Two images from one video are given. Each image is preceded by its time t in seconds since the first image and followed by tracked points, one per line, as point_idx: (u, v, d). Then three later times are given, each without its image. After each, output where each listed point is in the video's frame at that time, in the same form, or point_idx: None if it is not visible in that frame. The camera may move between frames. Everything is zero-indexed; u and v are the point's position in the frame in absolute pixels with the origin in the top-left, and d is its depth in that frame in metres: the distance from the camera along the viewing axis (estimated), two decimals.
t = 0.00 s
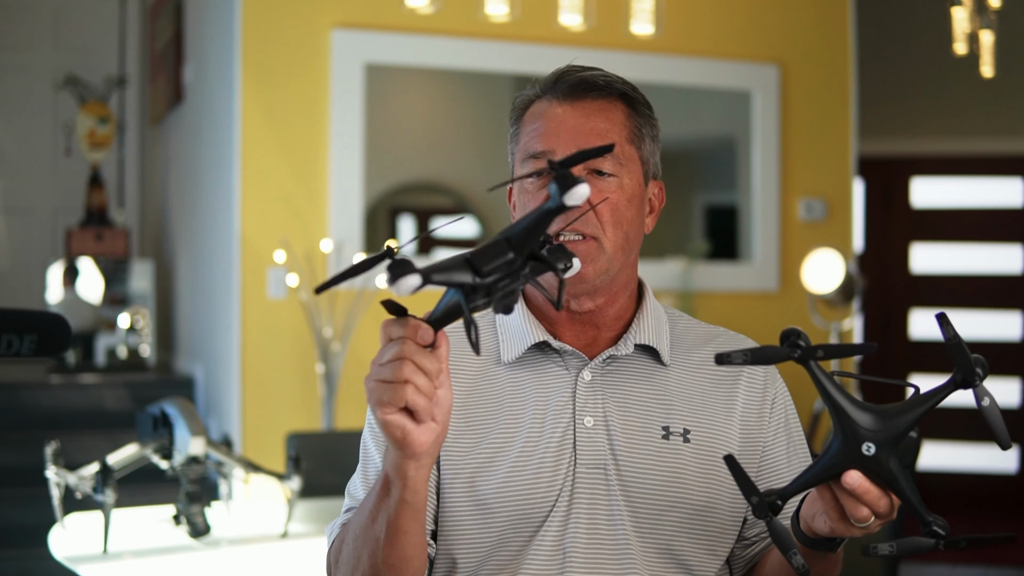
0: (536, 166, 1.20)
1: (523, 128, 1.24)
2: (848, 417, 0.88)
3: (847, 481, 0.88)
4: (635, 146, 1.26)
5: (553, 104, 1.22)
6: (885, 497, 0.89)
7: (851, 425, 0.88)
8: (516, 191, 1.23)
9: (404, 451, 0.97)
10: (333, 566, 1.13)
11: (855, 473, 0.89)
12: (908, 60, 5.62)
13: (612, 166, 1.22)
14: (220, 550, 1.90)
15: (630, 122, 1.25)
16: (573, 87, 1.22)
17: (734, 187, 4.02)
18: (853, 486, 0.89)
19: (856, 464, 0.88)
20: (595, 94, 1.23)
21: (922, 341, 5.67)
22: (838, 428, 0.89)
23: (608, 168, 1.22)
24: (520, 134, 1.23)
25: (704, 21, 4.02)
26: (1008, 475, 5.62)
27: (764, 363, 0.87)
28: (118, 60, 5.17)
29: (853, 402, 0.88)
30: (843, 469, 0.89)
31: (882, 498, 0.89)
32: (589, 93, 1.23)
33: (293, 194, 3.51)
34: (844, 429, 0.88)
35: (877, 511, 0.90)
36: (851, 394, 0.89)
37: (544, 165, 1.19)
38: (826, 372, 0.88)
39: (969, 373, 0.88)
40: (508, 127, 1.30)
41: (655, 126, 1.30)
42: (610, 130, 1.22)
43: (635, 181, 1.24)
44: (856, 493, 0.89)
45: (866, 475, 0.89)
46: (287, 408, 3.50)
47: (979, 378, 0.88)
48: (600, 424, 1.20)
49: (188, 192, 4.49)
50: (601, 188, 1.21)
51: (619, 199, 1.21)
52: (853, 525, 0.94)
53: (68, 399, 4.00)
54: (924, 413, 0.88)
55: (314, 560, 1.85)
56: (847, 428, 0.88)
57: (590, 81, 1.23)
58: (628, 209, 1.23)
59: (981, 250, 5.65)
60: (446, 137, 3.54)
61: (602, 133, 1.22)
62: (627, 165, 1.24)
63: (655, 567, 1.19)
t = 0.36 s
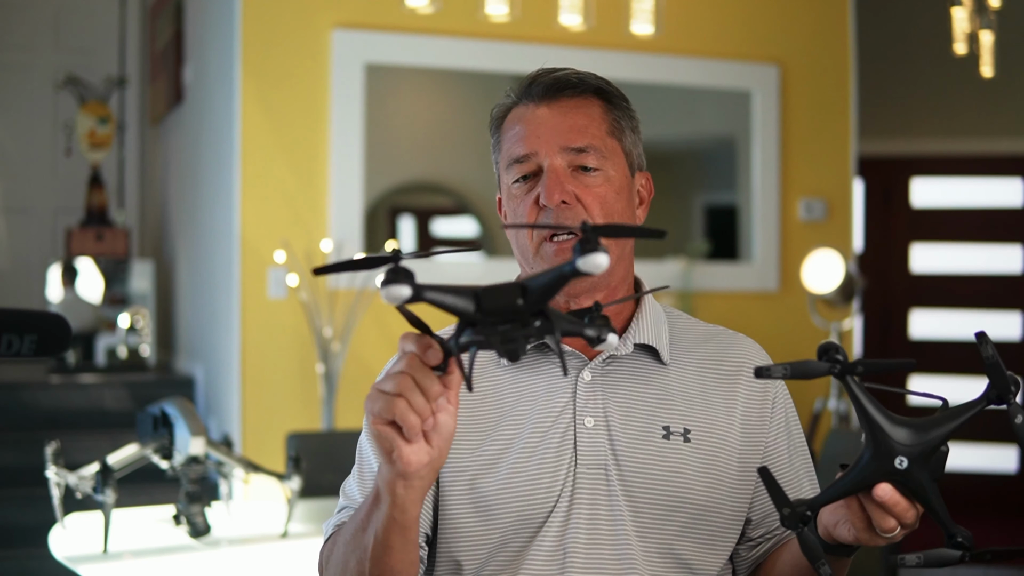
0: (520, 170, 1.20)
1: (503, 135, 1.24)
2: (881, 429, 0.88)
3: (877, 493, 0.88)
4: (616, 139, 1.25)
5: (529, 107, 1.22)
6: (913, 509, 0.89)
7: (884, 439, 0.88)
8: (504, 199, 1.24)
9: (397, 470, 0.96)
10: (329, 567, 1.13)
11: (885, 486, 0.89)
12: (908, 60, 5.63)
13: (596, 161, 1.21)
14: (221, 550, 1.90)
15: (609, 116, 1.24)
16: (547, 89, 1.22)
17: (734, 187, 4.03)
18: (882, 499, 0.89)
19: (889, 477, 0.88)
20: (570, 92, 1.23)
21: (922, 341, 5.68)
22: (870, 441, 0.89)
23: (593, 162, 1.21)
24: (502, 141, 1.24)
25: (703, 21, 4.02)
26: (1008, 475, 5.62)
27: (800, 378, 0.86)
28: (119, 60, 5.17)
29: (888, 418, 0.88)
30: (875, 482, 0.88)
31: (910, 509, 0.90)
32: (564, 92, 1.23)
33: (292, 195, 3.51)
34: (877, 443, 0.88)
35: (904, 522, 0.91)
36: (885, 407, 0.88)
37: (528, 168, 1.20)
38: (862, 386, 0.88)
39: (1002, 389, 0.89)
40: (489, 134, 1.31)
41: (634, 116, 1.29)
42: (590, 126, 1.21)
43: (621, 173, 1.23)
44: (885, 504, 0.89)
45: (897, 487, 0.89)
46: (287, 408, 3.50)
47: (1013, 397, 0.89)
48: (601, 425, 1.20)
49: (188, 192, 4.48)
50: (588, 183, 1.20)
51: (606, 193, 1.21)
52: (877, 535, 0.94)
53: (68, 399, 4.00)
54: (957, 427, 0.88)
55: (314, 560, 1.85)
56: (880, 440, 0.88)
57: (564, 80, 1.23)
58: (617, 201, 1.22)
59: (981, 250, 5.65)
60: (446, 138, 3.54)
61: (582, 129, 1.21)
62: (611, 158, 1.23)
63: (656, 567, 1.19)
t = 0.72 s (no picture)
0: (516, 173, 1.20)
1: (500, 137, 1.23)
2: (871, 429, 0.87)
3: (868, 493, 0.88)
4: (614, 141, 1.25)
5: (526, 108, 1.21)
6: (907, 509, 0.88)
7: (874, 437, 0.87)
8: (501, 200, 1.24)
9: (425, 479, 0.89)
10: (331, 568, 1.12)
11: (877, 485, 0.88)
12: (908, 60, 5.62)
13: (593, 164, 1.21)
14: (221, 549, 1.90)
15: (606, 118, 1.24)
16: (545, 91, 1.22)
17: (734, 187, 4.03)
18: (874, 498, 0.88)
19: (879, 476, 0.88)
20: (569, 95, 1.22)
21: (922, 341, 5.68)
22: (861, 440, 0.88)
23: (589, 166, 1.20)
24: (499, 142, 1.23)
25: (704, 22, 4.02)
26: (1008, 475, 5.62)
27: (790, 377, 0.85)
28: (119, 60, 5.17)
29: (879, 417, 0.88)
30: (866, 481, 0.88)
31: (904, 509, 0.88)
32: (562, 93, 1.22)
33: (293, 195, 3.51)
34: (868, 442, 0.88)
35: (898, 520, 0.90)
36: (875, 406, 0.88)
37: (525, 171, 1.19)
38: (851, 386, 0.88)
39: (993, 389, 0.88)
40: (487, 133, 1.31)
41: (633, 118, 1.29)
42: (587, 128, 1.21)
43: (617, 176, 1.23)
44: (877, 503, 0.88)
45: (889, 486, 0.88)
46: (288, 408, 3.50)
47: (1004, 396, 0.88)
48: (600, 425, 1.20)
49: (188, 193, 4.48)
50: (584, 186, 1.19)
51: (602, 196, 1.20)
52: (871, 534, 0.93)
53: (69, 399, 4.00)
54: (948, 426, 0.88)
55: (314, 560, 1.85)
56: (871, 439, 0.88)
57: (562, 82, 1.23)
58: (613, 205, 1.21)
59: (981, 250, 5.65)
60: (446, 139, 3.54)
61: (580, 132, 1.20)
62: (608, 161, 1.22)
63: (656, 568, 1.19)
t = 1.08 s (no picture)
0: (536, 177, 1.18)
1: (519, 137, 1.21)
2: (871, 437, 0.87)
3: (869, 503, 0.88)
4: (634, 147, 1.23)
5: (548, 111, 1.19)
6: (908, 518, 0.89)
7: (874, 447, 0.87)
8: (516, 202, 1.21)
9: None
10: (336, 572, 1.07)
11: (877, 495, 0.88)
12: (908, 60, 5.62)
13: (613, 172, 1.19)
14: (221, 550, 1.90)
15: (628, 124, 1.21)
16: (567, 94, 1.19)
17: (734, 187, 4.03)
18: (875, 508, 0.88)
19: (879, 486, 0.88)
20: (591, 99, 1.20)
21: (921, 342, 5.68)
22: (861, 449, 0.88)
23: (610, 174, 1.19)
24: (517, 143, 1.21)
25: (704, 22, 4.02)
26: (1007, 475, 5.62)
27: (790, 385, 0.86)
28: (118, 60, 5.17)
29: (878, 425, 0.88)
30: (866, 491, 0.88)
31: (904, 519, 0.89)
32: (585, 98, 1.20)
33: (292, 195, 3.51)
34: (868, 451, 0.88)
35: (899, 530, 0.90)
36: (876, 414, 0.88)
37: (545, 176, 1.18)
38: (850, 393, 0.88)
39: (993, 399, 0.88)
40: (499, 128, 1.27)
41: (651, 124, 1.27)
42: (609, 136, 1.19)
43: (636, 184, 1.21)
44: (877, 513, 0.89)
45: (889, 496, 0.88)
46: (288, 408, 3.50)
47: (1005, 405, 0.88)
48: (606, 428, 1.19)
49: (188, 193, 4.48)
50: (604, 194, 1.18)
51: (623, 206, 1.19)
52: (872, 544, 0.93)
53: (68, 399, 4.00)
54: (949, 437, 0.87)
55: (314, 560, 1.85)
56: (871, 448, 0.88)
57: (584, 86, 1.20)
58: (631, 212, 1.20)
59: (981, 250, 5.66)
60: (447, 139, 3.54)
61: (603, 140, 1.19)
62: (628, 169, 1.20)
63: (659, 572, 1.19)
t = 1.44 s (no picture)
0: (625, 173, 1.04)
1: (606, 127, 1.06)
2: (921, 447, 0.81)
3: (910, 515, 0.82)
4: (731, 148, 1.08)
5: (642, 102, 1.04)
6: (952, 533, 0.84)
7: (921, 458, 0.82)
8: (598, 196, 1.07)
9: None
10: None
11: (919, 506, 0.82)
12: (909, 60, 5.61)
13: (709, 174, 1.05)
14: (220, 550, 1.90)
15: (726, 122, 1.07)
16: (667, 83, 1.04)
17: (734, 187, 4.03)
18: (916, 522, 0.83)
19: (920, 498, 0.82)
20: (690, 94, 1.04)
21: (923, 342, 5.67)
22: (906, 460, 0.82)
23: (705, 176, 1.05)
24: (604, 134, 1.06)
25: (703, 21, 4.01)
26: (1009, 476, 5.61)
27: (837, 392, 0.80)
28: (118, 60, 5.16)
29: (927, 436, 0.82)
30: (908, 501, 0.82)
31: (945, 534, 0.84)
32: (684, 92, 1.04)
33: (292, 194, 3.50)
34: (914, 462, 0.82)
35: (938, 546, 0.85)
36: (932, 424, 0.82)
37: (635, 172, 1.03)
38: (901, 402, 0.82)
39: None
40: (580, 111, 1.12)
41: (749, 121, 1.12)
42: (708, 135, 1.04)
43: (731, 188, 1.07)
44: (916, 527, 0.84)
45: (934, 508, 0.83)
46: (287, 409, 3.50)
47: None
48: (694, 442, 1.03)
49: (188, 193, 4.47)
50: (697, 198, 1.04)
51: (714, 211, 1.06)
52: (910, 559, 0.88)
53: (68, 399, 4.00)
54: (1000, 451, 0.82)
55: (309, 560, 1.84)
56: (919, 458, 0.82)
57: (684, 79, 1.04)
58: (722, 218, 1.07)
59: (982, 250, 5.64)
60: (446, 138, 3.54)
61: (701, 138, 1.04)
62: (724, 171, 1.06)
63: None
